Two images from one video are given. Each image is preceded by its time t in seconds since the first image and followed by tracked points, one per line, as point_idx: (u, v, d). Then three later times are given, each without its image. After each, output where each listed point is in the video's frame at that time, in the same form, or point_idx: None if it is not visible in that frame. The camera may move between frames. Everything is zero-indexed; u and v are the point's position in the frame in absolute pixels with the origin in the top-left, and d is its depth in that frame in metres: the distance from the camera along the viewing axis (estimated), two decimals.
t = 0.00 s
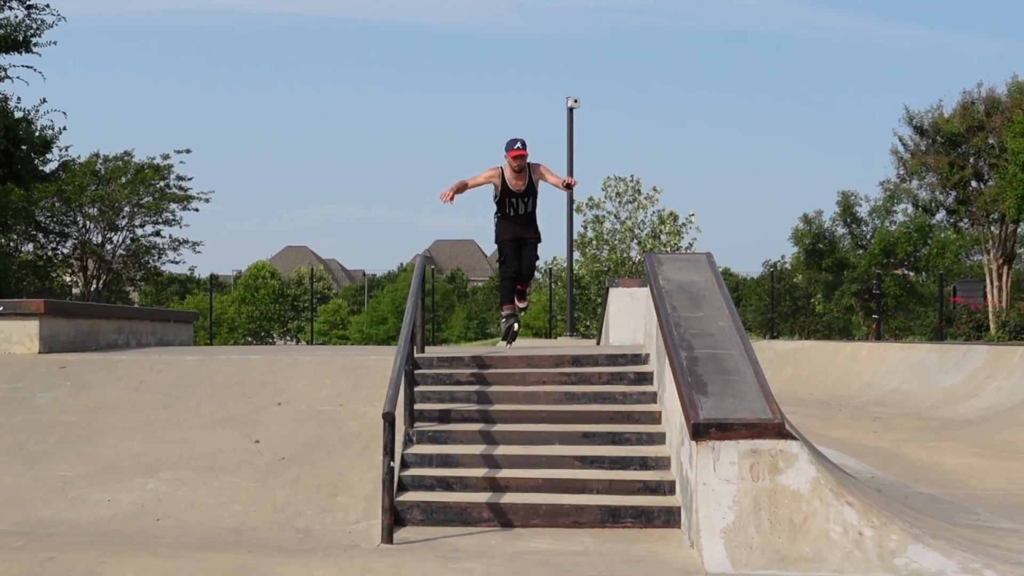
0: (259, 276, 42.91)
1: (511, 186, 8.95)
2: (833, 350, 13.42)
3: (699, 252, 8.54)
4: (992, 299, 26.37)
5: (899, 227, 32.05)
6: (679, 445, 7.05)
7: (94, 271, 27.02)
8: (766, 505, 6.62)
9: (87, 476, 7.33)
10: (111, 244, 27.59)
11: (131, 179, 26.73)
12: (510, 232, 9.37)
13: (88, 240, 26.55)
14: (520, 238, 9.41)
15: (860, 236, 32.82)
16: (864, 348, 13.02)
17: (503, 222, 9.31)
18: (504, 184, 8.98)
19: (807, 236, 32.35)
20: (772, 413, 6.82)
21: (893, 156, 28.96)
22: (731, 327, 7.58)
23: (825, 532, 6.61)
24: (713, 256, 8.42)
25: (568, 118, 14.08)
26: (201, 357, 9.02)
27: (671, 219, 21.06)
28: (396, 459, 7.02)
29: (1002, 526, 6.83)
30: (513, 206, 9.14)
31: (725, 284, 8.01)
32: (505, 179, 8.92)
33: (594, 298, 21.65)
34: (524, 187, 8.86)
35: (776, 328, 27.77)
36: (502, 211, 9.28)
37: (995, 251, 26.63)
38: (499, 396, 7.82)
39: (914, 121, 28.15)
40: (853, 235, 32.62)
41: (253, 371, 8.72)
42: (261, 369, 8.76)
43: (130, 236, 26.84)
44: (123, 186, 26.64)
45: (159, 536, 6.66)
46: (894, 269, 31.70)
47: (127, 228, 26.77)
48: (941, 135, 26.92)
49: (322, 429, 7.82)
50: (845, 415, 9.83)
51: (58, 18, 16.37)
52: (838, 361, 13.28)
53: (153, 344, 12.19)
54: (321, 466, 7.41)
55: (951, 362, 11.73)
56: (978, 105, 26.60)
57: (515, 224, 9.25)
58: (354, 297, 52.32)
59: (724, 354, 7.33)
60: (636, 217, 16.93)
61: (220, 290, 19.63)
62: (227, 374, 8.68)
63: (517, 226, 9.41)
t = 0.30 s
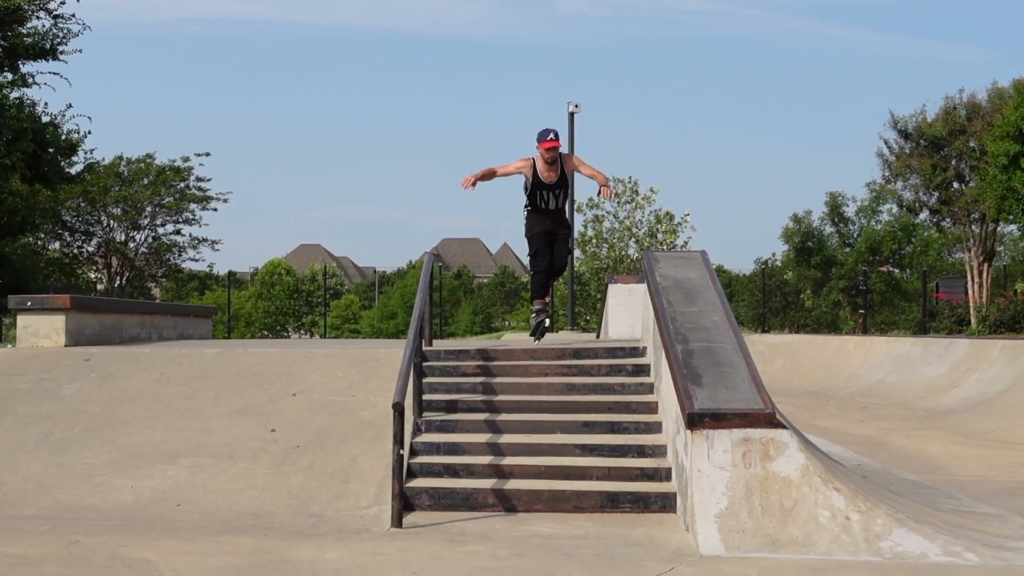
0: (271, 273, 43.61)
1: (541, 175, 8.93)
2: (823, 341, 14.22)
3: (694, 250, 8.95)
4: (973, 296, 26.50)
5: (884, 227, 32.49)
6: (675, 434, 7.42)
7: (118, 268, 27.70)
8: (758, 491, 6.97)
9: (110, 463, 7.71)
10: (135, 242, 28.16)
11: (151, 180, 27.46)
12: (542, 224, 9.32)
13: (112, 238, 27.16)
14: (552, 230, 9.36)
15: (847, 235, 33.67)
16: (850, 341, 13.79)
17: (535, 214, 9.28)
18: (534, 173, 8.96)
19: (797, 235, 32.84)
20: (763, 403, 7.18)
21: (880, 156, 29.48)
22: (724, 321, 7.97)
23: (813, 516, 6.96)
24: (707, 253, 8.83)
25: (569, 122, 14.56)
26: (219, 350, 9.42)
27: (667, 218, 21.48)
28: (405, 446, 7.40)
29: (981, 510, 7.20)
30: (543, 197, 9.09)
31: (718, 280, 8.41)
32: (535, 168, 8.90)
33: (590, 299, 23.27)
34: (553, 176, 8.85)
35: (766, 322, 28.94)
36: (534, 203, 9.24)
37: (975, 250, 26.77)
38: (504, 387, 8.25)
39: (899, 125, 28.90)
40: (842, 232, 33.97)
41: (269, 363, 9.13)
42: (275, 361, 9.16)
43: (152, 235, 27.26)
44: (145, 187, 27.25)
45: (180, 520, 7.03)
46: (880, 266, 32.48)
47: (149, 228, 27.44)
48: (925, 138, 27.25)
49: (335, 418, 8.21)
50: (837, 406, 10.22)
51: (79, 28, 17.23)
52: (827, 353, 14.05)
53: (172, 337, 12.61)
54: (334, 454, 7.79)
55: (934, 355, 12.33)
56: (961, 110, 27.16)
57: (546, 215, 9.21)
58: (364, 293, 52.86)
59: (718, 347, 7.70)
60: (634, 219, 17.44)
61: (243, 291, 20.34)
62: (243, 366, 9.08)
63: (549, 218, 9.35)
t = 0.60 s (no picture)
0: (286, 270, 44.43)
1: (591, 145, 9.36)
2: (812, 336, 15.10)
3: (689, 248, 9.42)
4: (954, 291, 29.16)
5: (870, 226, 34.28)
6: (671, 424, 7.79)
7: (140, 265, 29.68)
8: (750, 478, 7.32)
9: (133, 452, 8.08)
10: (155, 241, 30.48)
11: (172, 182, 29.38)
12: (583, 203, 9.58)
13: (134, 236, 29.40)
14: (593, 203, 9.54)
15: (835, 234, 35.68)
16: (839, 336, 14.69)
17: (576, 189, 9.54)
18: (584, 141, 9.41)
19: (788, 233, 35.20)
20: (755, 394, 7.56)
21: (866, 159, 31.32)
22: (718, 316, 8.40)
23: (804, 502, 7.29)
24: (701, 251, 9.30)
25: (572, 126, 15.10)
26: (236, 343, 9.79)
27: (665, 217, 22.01)
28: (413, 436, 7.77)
29: (963, 497, 7.58)
30: (589, 166, 9.44)
31: (713, 277, 8.86)
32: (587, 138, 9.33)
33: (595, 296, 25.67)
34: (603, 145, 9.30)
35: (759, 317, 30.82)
36: (572, 170, 9.69)
37: (958, 247, 29.04)
38: (508, 378, 8.66)
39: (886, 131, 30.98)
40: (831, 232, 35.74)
41: (285, 356, 9.50)
42: (289, 354, 9.54)
43: (171, 234, 29.57)
44: (165, 188, 29.26)
45: (199, 506, 7.39)
46: (867, 264, 33.93)
47: (169, 227, 29.53)
48: (910, 141, 29.30)
49: (347, 409, 8.59)
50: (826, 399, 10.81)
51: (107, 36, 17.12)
52: (817, 347, 14.91)
53: (192, 331, 13.05)
54: (345, 443, 8.16)
55: (920, 349, 13.06)
56: (943, 114, 29.02)
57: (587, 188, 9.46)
58: (375, 288, 53.47)
59: (713, 341, 8.11)
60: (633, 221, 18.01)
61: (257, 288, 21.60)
62: (259, 358, 9.46)
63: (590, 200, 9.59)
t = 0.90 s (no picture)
0: (298, 267, 45.03)
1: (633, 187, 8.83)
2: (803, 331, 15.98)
3: (685, 248, 10.00)
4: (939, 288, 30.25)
5: (858, 224, 34.97)
6: (667, 414, 8.17)
7: (159, 263, 31.00)
8: (743, 466, 7.68)
9: (152, 441, 8.45)
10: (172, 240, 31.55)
11: (190, 183, 30.58)
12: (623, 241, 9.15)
13: (154, 236, 30.55)
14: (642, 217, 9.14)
15: (825, 233, 36.02)
16: (828, 330, 15.51)
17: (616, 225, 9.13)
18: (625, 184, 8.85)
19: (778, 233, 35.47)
20: (748, 386, 7.93)
21: (854, 160, 32.17)
22: (713, 312, 8.88)
23: (794, 489, 7.64)
24: (697, 251, 9.89)
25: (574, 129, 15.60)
26: (252, 338, 10.19)
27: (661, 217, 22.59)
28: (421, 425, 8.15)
29: (947, 484, 7.95)
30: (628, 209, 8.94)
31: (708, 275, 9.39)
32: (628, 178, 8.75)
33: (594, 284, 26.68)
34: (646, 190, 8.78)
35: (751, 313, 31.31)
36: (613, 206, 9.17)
37: (942, 246, 30.50)
38: (511, 370, 9.06)
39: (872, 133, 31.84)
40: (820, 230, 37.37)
41: (298, 350, 9.91)
42: (301, 348, 9.95)
43: (190, 233, 30.72)
44: (184, 189, 30.45)
45: (217, 492, 7.76)
46: (856, 261, 34.56)
47: (187, 226, 30.83)
48: (896, 144, 30.34)
49: (358, 400, 8.99)
50: (816, 391, 11.27)
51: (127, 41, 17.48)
52: (807, 341, 15.71)
53: (209, 326, 13.50)
54: (356, 433, 8.54)
55: (905, 343, 13.54)
56: (928, 118, 30.05)
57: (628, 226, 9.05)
58: (384, 285, 53.98)
59: (707, 335, 8.55)
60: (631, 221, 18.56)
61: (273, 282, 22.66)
62: (273, 352, 9.87)
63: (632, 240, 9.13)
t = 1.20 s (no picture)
0: (309, 265, 45.81)
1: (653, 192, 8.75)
2: (792, 325, 16.70)
3: (682, 248, 10.58)
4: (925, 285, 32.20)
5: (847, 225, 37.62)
6: (664, 405, 8.55)
7: (178, 261, 32.04)
8: (737, 455, 8.01)
9: (170, 431, 8.83)
10: (188, 239, 32.30)
11: (207, 184, 31.49)
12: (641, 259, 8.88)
13: (172, 235, 31.62)
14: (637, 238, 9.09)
15: (814, 232, 38.98)
16: (817, 325, 16.25)
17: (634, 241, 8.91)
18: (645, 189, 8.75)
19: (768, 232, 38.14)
20: (742, 378, 8.31)
21: (842, 162, 34.06)
22: (708, 309, 9.36)
23: (785, 477, 7.96)
24: (693, 250, 10.44)
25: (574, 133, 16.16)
26: (265, 333, 10.62)
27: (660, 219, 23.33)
28: (428, 416, 8.53)
29: (932, 472, 8.30)
30: (649, 216, 8.79)
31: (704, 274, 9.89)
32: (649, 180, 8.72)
33: (592, 286, 27.46)
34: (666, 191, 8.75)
35: (746, 308, 32.69)
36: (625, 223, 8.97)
37: (928, 244, 32.40)
38: (514, 363, 9.46)
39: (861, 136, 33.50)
40: (811, 230, 39.23)
41: (310, 345, 10.35)
42: (313, 344, 10.36)
43: (207, 232, 31.99)
44: (201, 190, 31.39)
45: (232, 480, 8.12)
46: (844, 259, 37.06)
47: (204, 225, 31.82)
48: (884, 147, 32.15)
49: (368, 392, 9.39)
50: (808, 383, 11.78)
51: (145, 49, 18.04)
52: (797, 336, 16.36)
53: (225, 321, 13.96)
54: (366, 423, 8.93)
55: (892, 338, 14.37)
56: (914, 122, 31.83)
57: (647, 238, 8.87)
58: (393, 282, 54.66)
59: (703, 330, 9.00)
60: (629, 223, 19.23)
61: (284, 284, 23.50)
62: (286, 348, 10.29)
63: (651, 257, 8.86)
